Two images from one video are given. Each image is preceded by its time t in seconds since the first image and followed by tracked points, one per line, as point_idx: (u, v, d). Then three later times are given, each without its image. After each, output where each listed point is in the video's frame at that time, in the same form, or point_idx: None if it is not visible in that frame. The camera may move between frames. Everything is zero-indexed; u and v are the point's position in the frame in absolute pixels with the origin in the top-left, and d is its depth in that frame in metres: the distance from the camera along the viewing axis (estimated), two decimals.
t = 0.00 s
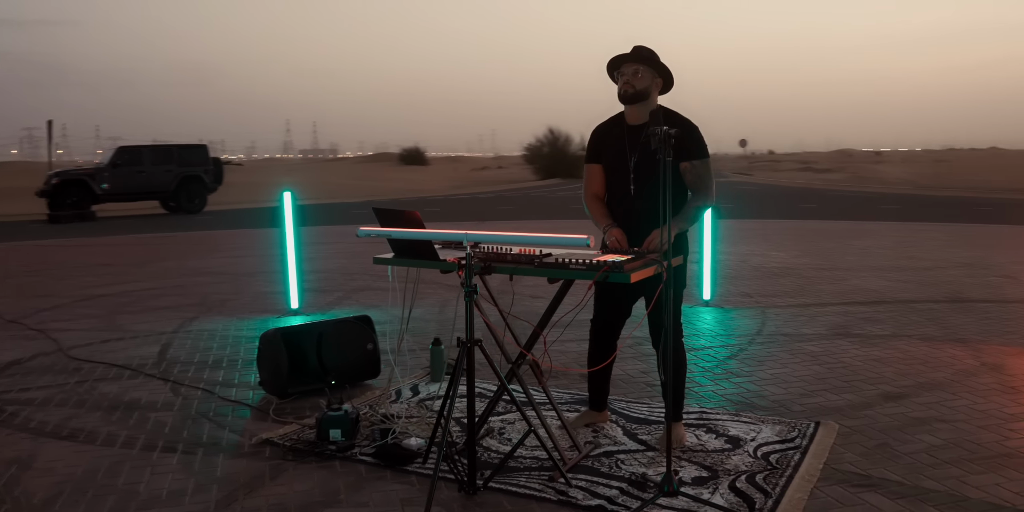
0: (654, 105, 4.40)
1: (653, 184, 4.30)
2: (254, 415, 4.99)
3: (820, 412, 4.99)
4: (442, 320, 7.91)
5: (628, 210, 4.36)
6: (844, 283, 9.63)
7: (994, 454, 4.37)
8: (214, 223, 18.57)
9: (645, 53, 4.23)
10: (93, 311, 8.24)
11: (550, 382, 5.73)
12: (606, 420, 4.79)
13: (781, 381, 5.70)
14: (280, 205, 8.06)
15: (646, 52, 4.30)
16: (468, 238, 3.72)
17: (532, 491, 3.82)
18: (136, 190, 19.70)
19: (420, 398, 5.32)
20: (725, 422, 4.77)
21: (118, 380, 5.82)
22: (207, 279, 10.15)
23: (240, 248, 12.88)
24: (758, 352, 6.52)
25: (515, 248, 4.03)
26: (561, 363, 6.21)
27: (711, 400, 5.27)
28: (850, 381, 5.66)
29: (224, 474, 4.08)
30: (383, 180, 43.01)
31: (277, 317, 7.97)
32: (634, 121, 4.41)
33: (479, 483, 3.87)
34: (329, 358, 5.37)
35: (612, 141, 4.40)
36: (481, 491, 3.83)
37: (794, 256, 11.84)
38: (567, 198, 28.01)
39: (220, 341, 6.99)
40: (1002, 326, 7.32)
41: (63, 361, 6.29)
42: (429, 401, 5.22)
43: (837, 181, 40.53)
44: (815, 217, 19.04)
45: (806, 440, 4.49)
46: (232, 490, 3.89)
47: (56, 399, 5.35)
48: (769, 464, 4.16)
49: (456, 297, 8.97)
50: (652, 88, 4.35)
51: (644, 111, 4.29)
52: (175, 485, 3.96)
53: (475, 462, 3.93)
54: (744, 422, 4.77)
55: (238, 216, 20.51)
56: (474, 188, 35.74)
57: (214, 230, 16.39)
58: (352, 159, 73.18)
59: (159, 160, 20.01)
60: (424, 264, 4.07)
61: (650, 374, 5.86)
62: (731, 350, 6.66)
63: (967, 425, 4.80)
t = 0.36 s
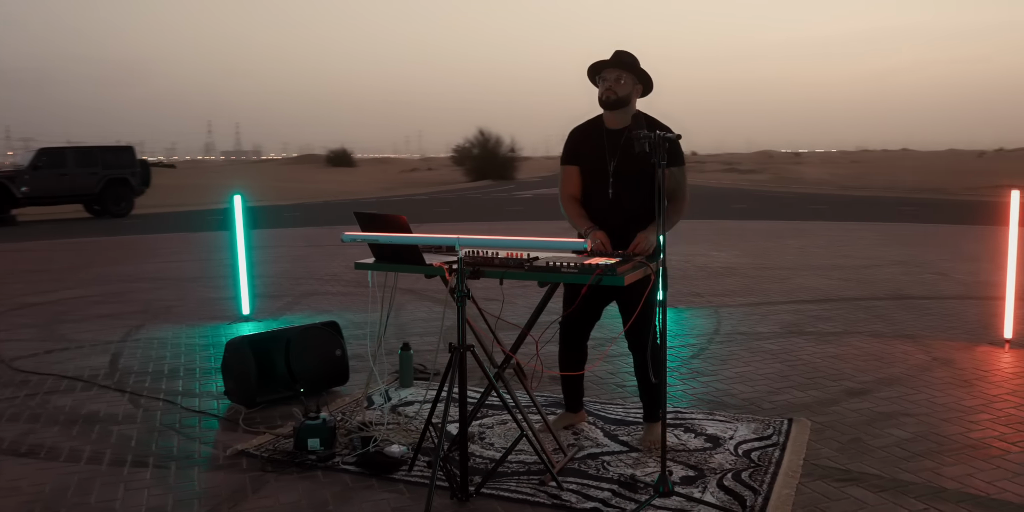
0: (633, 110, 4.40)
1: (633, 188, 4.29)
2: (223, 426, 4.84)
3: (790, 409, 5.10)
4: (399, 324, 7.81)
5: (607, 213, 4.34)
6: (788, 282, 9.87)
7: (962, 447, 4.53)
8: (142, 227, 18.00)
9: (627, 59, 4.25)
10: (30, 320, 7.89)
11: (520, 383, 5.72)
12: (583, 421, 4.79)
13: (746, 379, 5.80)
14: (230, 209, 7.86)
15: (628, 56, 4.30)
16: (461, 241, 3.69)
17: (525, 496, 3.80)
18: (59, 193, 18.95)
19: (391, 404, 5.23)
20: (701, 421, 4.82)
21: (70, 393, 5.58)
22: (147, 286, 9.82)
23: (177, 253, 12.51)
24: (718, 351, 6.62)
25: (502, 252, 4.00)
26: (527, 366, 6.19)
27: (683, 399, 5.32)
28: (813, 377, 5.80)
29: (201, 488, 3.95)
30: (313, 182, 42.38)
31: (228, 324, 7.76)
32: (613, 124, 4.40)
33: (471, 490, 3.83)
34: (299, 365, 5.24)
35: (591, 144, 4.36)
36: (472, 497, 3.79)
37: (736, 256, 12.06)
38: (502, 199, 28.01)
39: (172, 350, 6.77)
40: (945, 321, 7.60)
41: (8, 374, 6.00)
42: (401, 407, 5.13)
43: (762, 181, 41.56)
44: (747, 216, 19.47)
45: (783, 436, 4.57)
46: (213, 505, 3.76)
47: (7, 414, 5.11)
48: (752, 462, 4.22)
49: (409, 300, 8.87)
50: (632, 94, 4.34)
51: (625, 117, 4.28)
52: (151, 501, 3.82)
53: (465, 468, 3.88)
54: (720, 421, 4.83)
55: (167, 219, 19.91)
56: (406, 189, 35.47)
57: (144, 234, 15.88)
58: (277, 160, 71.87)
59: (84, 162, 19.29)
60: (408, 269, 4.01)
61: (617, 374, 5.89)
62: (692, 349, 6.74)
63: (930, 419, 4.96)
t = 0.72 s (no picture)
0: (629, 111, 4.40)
1: (631, 188, 4.31)
2: (212, 433, 4.71)
3: (781, 405, 5.16)
4: (373, 325, 7.71)
5: (604, 212, 4.34)
6: (755, 279, 10.00)
7: (952, 439, 4.63)
8: (89, 228, 17.48)
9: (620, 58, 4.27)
10: None
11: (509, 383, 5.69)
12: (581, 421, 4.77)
13: (732, 375, 5.85)
14: (200, 210, 7.68)
15: (621, 56, 4.29)
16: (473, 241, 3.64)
17: (538, 497, 3.77)
18: None
19: (382, 407, 5.15)
20: (698, 419, 4.85)
21: (44, 402, 5.37)
22: (105, 290, 9.53)
23: (131, 256, 12.17)
24: (699, 348, 6.67)
25: (509, 252, 3.96)
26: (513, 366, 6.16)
27: (675, 397, 5.34)
28: (797, 373, 5.88)
29: (202, 498, 3.83)
30: (259, 182, 41.67)
31: (199, 328, 7.57)
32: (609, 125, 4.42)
33: (482, 493, 3.78)
34: (286, 368, 5.13)
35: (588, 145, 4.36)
36: (484, 501, 3.74)
37: (698, 254, 12.20)
38: (455, 199, 27.88)
39: (145, 356, 6.58)
40: (913, 316, 7.78)
41: None
42: (393, 410, 5.05)
43: (709, 181, 42.14)
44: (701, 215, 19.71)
45: (780, 432, 4.62)
46: None
47: None
48: (755, 457, 4.25)
49: (381, 302, 8.76)
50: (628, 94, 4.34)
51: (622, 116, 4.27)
52: None
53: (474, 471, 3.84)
54: (716, 417, 4.86)
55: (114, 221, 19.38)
56: (356, 189, 35.15)
57: (93, 236, 15.41)
58: (220, 160, 70.52)
59: (26, 162, 18.66)
60: (414, 269, 3.94)
61: (605, 371, 5.89)
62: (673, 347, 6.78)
63: (918, 413, 5.06)
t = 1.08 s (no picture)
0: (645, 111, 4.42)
1: (648, 188, 4.33)
2: (217, 439, 4.62)
3: (781, 402, 5.23)
4: (360, 328, 7.64)
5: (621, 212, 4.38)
6: (732, 279, 10.12)
7: (952, 433, 4.74)
8: (47, 231, 17.06)
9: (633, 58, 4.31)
10: None
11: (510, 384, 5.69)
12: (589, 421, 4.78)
13: (728, 373, 5.91)
14: (181, 212, 7.54)
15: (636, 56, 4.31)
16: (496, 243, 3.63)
17: (560, 498, 3.76)
18: None
19: (385, 410, 5.10)
20: (703, 417, 4.89)
21: (34, 410, 5.23)
22: (77, 294, 9.30)
23: (99, 259, 11.92)
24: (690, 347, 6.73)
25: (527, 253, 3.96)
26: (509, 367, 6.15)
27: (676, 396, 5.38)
28: (791, 370, 5.96)
29: (218, 505, 3.75)
30: (215, 184, 41.00)
31: (181, 333, 7.44)
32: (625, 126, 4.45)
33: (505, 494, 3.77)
34: (288, 372, 5.06)
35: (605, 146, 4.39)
36: (507, 502, 3.73)
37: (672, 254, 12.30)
38: (420, 201, 27.75)
39: (131, 362, 6.45)
40: (892, 313, 7.94)
41: None
42: (399, 413, 5.01)
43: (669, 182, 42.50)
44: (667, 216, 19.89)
45: (786, 428, 4.68)
46: None
47: None
48: (767, 454, 4.30)
49: (363, 305, 8.69)
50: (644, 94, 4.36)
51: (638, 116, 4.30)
52: None
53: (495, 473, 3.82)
54: (720, 416, 4.91)
55: (72, 224, 18.93)
56: (314, 192, 34.61)
57: (53, 239, 15.03)
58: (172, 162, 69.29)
59: None
60: (432, 269, 3.91)
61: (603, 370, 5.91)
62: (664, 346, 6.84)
63: (914, 409, 5.17)
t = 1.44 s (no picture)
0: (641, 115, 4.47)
1: (644, 190, 4.38)
2: (213, 447, 4.56)
3: (769, 399, 5.35)
4: (336, 331, 7.58)
5: (616, 213, 4.41)
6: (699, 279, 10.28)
7: (936, 426, 4.91)
8: None
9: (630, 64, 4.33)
10: None
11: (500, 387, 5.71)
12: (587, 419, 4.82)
13: (712, 372, 6.02)
14: (153, 215, 7.37)
15: (634, 60, 4.35)
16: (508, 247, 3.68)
17: (573, 497, 3.80)
18: None
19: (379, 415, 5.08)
20: (697, 415, 4.97)
21: (16, 421, 5.08)
22: (38, 301, 9.04)
23: (54, 264, 11.59)
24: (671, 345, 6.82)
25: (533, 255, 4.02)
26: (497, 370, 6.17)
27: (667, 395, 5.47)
28: (773, 368, 6.09)
29: None
30: (159, 187, 40.12)
31: (155, 340, 7.28)
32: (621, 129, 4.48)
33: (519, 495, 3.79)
34: (281, 377, 5.01)
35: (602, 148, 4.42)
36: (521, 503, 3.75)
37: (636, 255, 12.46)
38: (374, 203, 27.45)
39: (107, 370, 6.30)
40: (859, 311, 8.16)
41: None
42: (393, 417, 4.99)
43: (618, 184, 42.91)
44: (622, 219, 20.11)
45: (778, 424, 4.80)
46: None
47: None
48: (766, 450, 4.40)
49: (336, 309, 8.62)
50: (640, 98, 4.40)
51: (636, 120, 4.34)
52: None
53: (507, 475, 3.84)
54: (713, 413, 5.00)
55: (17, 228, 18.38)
56: (263, 194, 34.12)
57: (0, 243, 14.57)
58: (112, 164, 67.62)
59: None
60: (439, 274, 3.91)
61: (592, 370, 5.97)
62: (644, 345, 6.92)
63: (897, 404, 5.33)
